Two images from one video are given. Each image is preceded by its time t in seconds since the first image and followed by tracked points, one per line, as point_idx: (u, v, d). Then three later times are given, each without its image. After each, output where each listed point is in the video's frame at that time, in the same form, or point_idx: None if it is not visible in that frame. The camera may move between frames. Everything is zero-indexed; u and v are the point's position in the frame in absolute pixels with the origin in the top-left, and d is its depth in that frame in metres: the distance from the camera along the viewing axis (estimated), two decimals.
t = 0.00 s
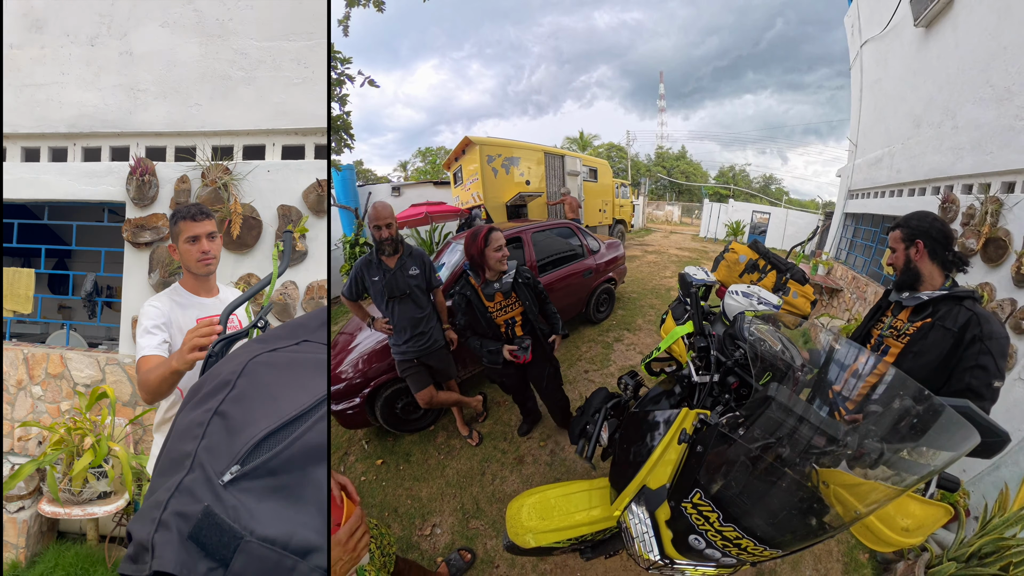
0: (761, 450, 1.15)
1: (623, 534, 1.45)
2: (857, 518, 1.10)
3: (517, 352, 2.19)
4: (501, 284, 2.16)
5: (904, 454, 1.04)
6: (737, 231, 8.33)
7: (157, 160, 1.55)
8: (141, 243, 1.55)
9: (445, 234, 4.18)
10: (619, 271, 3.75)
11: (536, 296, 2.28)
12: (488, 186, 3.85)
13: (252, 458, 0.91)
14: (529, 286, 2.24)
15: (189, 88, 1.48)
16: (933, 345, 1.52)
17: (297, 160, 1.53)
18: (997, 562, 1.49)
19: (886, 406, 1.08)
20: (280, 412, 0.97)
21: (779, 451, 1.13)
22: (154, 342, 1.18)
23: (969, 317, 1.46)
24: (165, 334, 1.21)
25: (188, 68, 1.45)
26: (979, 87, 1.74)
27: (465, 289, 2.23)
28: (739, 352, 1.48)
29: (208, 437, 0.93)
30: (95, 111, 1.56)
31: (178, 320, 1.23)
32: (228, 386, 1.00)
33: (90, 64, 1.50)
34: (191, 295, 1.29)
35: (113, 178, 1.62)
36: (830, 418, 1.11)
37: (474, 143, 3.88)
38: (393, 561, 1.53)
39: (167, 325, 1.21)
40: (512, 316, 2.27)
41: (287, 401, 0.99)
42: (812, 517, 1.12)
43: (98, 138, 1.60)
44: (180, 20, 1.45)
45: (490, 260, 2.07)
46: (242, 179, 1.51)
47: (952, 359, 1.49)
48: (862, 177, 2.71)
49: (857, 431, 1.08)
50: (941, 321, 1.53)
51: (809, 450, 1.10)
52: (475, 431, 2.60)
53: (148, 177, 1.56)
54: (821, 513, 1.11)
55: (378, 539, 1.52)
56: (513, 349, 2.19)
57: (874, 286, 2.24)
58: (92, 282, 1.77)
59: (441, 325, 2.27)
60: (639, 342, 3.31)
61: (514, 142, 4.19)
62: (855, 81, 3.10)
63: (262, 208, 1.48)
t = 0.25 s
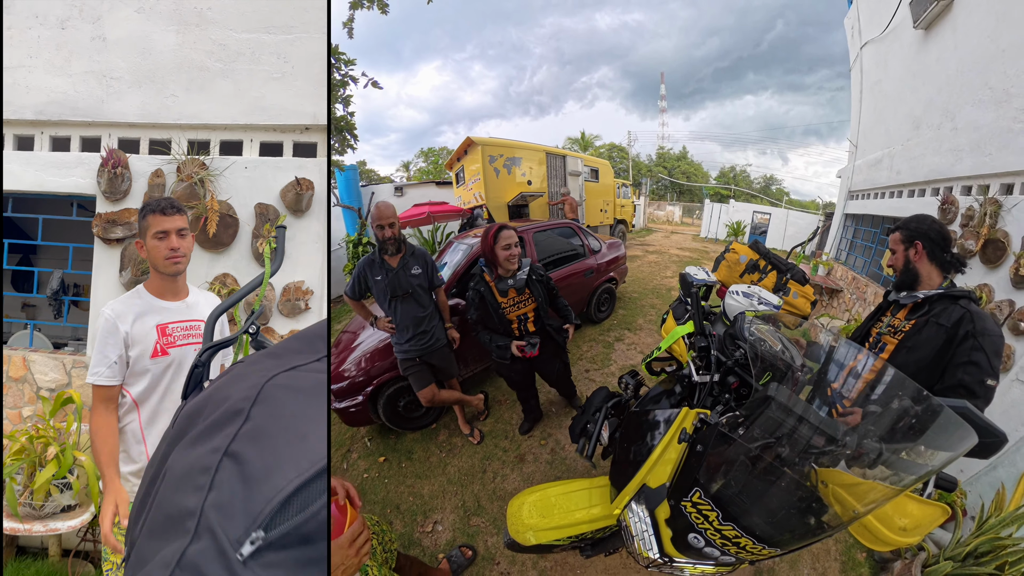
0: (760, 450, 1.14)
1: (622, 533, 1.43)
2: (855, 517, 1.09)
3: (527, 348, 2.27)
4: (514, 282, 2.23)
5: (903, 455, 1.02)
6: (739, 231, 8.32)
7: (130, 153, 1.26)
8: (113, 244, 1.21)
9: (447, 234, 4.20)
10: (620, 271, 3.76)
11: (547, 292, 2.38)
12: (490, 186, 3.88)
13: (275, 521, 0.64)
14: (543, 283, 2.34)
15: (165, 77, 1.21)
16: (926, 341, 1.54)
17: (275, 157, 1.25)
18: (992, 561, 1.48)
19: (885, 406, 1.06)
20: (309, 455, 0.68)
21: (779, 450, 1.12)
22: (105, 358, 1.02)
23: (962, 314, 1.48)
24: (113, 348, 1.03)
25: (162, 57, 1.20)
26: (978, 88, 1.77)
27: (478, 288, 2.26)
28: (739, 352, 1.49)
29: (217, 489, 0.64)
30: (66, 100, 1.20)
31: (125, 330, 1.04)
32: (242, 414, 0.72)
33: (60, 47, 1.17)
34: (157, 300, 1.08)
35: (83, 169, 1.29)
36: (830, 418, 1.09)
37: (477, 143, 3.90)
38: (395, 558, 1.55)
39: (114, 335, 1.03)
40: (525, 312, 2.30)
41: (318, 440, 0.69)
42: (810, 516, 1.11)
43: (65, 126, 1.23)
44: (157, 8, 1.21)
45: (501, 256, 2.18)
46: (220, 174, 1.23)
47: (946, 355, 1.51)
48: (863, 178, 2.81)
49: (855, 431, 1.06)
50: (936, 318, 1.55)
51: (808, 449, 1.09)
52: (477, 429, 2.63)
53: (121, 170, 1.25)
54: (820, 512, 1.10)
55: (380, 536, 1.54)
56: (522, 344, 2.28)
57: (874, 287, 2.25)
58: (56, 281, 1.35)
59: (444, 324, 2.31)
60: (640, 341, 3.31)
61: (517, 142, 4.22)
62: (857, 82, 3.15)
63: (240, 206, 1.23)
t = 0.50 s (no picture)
0: (760, 449, 1.10)
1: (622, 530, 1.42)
2: (853, 516, 1.08)
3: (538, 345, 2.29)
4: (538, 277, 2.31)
5: (900, 454, 1.02)
6: (740, 231, 8.31)
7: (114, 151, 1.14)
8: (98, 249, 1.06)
9: (450, 234, 4.23)
10: (621, 271, 3.78)
11: (569, 286, 2.45)
12: (493, 186, 3.91)
13: None
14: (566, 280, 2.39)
15: (155, 75, 1.17)
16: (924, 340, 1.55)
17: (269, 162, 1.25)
18: (987, 561, 1.49)
19: (884, 406, 1.05)
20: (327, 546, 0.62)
21: (778, 450, 1.09)
22: (68, 373, 0.95)
23: (959, 315, 1.49)
24: (76, 364, 0.95)
25: (154, 54, 1.16)
26: (977, 90, 1.79)
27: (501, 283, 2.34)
28: (739, 352, 1.47)
29: None
30: (49, 95, 1.10)
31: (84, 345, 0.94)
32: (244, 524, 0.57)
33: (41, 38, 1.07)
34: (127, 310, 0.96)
35: (67, 170, 1.11)
36: (829, 419, 1.07)
37: (479, 144, 3.93)
38: (397, 553, 1.58)
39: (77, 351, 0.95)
40: (546, 306, 2.35)
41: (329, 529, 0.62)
42: (809, 515, 1.08)
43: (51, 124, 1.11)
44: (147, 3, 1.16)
45: (514, 251, 2.27)
46: (211, 177, 1.18)
47: (942, 355, 1.51)
48: (863, 180, 2.84)
49: (854, 431, 1.05)
50: (933, 318, 1.56)
51: (806, 449, 1.06)
52: (478, 427, 2.66)
53: (107, 170, 1.12)
54: (818, 512, 1.08)
55: (383, 531, 1.56)
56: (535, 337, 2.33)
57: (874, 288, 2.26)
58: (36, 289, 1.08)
59: (447, 323, 2.33)
60: (640, 341, 3.33)
61: (519, 142, 4.25)
62: (856, 85, 3.17)
63: (232, 212, 1.20)
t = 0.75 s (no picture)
0: (759, 449, 1.11)
1: (622, 528, 1.44)
2: (852, 516, 1.09)
3: (544, 336, 2.43)
4: (552, 274, 2.35)
5: (898, 454, 1.04)
6: (742, 231, 8.29)
7: (120, 149, 1.31)
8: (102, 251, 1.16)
9: (451, 234, 4.26)
10: (622, 271, 3.79)
11: (581, 287, 2.44)
12: (494, 187, 3.93)
13: None
14: (576, 281, 2.42)
15: (159, 68, 1.30)
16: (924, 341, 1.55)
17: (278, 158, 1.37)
18: (984, 560, 1.50)
19: (883, 407, 1.06)
20: None
21: (777, 449, 1.10)
22: (56, 381, 1.01)
23: (958, 316, 1.50)
24: (62, 373, 1.01)
25: (158, 44, 1.27)
26: (976, 91, 1.81)
27: (517, 275, 2.42)
28: (739, 352, 1.49)
29: None
30: (46, 86, 1.28)
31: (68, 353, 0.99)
32: None
33: (45, 32, 1.28)
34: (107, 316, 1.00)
35: (69, 166, 1.29)
36: (829, 419, 1.08)
37: (481, 145, 3.96)
38: (399, 549, 1.61)
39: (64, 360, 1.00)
40: (556, 302, 2.40)
41: None
42: (808, 514, 1.10)
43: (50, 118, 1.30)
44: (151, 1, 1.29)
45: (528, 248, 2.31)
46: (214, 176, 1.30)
47: (942, 355, 1.52)
48: (863, 180, 2.84)
49: (853, 431, 1.06)
50: (933, 319, 1.57)
51: (806, 449, 1.07)
52: (480, 426, 2.68)
53: (110, 167, 1.27)
54: (817, 511, 1.10)
55: (385, 528, 1.59)
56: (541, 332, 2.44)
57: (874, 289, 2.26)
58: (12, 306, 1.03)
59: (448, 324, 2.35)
60: (640, 341, 3.34)
61: (521, 143, 4.27)
62: (856, 86, 3.18)
63: (240, 211, 1.31)
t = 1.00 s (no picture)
0: (759, 449, 1.11)
1: (622, 528, 1.44)
2: (851, 515, 1.10)
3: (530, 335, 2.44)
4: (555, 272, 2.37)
5: (897, 454, 1.04)
6: (741, 231, 8.27)
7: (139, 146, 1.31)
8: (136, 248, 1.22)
9: (452, 234, 4.26)
10: (622, 271, 3.79)
11: (582, 287, 2.42)
12: (495, 187, 3.93)
13: None
14: (578, 280, 2.42)
15: (175, 60, 1.27)
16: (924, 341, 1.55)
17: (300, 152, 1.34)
18: (983, 560, 1.50)
19: (883, 407, 1.06)
20: None
21: (777, 449, 1.10)
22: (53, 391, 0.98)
23: (958, 315, 1.50)
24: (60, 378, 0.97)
25: (172, 35, 1.24)
26: (977, 92, 1.81)
27: (523, 272, 2.45)
28: (739, 352, 1.48)
29: None
30: (60, 81, 1.30)
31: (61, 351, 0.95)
32: None
33: (53, 25, 1.26)
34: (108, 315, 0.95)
35: (83, 164, 1.33)
36: (828, 418, 1.08)
37: (481, 145, 3.96)
38: (400, 548, 1.61)
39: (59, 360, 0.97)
40: (556, 300, 2.41)
41: None
42: (807, 514, 1.10)
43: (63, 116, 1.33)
44: None
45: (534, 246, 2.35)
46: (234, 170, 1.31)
47: (941, 354, 1.52)
48: (863, 181, 2.85)
49: (853, 431, 1.06)
50: (933, 319, 1.56)
51: (806, 449, 1.07)
52: (480, 425, 2.68)
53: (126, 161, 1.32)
54: (816, 511, 1.10)
55: (386, 527, 1.59)
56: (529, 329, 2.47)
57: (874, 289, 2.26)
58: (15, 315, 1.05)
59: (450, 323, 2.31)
60: (641, 340, 3.34)
61: (521, 143, 4.27)
62: (855, 87, 3.18)
63: (263, 206, 1.31)
